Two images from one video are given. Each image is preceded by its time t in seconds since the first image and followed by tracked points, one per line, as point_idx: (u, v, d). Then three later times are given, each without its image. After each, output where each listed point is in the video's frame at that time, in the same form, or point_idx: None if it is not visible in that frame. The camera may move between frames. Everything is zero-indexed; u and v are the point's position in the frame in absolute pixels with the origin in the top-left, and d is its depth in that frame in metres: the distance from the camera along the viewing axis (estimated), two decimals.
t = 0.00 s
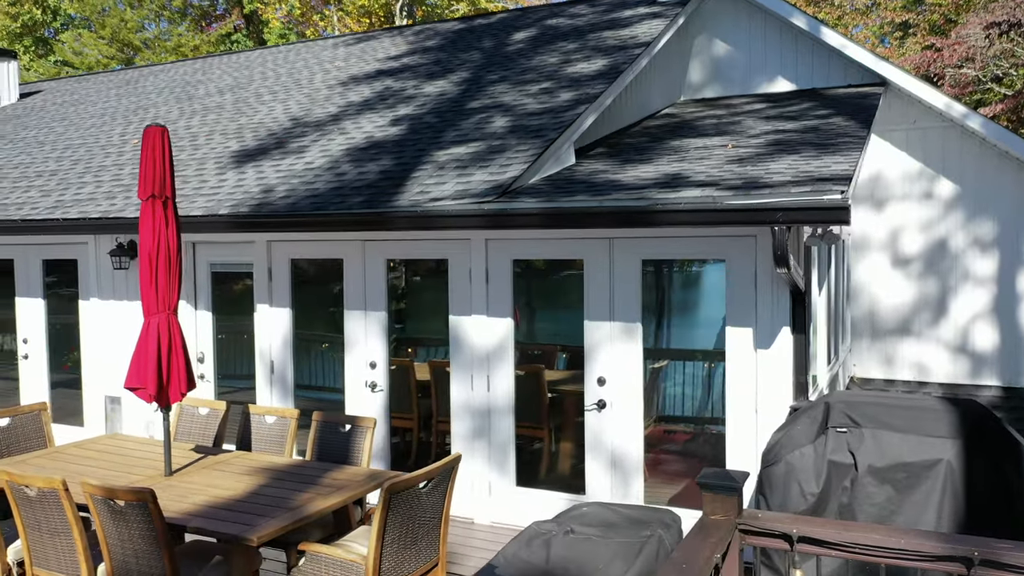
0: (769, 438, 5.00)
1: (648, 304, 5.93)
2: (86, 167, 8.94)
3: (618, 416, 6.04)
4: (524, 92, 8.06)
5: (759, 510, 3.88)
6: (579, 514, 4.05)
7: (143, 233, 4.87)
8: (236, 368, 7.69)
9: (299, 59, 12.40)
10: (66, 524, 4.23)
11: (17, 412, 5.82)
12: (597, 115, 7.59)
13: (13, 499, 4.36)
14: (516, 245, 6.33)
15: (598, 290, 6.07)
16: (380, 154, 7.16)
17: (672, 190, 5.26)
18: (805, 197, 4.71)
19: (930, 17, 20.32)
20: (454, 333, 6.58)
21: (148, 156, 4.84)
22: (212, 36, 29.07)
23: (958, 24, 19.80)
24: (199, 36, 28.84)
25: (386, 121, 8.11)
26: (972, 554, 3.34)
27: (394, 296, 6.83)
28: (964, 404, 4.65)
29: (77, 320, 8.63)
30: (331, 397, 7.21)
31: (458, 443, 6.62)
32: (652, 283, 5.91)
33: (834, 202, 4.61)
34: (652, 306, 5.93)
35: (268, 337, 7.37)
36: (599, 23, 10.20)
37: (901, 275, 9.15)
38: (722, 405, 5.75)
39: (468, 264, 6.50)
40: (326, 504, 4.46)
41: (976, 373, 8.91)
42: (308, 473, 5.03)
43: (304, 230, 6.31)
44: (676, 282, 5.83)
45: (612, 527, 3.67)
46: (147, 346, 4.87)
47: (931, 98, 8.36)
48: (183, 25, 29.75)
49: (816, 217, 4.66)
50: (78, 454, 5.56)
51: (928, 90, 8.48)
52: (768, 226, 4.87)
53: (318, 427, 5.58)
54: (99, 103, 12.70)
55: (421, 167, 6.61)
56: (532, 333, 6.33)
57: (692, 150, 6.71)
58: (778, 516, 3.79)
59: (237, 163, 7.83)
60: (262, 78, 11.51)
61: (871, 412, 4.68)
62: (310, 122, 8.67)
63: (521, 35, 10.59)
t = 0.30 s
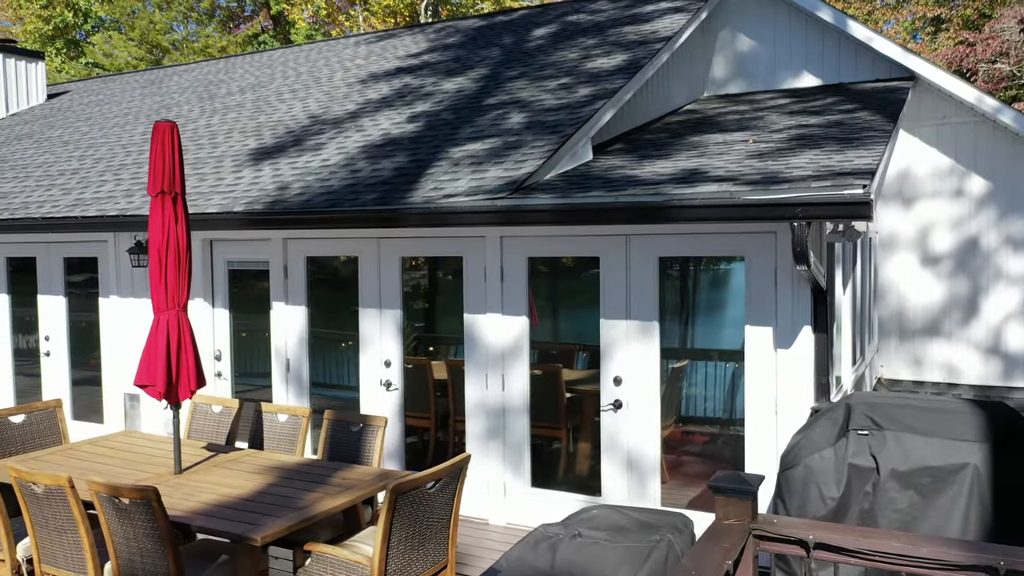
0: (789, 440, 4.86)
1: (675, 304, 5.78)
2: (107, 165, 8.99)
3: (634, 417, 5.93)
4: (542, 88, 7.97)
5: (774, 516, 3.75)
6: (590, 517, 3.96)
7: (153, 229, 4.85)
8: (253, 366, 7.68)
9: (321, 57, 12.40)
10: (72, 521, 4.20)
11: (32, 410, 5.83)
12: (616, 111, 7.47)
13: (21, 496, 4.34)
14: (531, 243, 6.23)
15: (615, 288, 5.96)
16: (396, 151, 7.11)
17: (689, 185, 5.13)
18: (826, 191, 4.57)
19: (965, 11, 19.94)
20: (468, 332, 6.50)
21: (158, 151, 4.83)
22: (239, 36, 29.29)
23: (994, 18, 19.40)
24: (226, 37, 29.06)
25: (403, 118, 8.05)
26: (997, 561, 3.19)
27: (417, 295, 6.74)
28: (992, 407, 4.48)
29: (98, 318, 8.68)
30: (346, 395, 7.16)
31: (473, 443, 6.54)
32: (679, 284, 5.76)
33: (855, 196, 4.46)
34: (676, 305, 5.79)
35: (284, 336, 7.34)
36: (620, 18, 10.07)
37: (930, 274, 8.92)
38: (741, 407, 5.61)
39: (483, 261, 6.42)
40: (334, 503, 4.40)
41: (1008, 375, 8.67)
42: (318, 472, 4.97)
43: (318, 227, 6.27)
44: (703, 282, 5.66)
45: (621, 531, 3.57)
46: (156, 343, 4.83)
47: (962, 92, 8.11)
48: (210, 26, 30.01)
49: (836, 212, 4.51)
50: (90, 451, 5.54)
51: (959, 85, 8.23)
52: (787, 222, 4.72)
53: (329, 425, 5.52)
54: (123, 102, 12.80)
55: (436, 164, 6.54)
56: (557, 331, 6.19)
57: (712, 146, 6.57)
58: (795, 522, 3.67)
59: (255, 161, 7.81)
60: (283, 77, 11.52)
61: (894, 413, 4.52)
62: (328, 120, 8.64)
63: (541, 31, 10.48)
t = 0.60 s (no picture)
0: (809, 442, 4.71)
1: (700, 304, 5.63)
2: (128, 164, 9.04)
3: (651, 418, 5.80)
4: (561, 84, 7.87)
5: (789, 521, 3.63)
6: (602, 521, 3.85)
7: (163, 226, 4.82)
8: (270, 364, 7.66)
9: (342, 56, 12.39)
10: (79, 519, 4.17)
11: (47, 407, 5.84)
12: (634, 106, 7.35)
13: (29, 493, 4.32)
14: (547, 240, 6.13)
15: (631, 286, 5.84)
16: (412, 147, 7.05)
17: (706, 180, 5.01)
18: (847, 185, 4.42)
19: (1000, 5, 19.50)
20: (484, 330, 6.42)
21: (168, 147, 4.80)
22: (265, 37, 29.49)
23: None
24: (253, 37, 29.25)
25: (420, 115, 7.99)
26: None
27: (440, 294, 6.64)
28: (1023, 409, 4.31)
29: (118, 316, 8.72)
30: (361, 394, 7.11)
31: (488, 443, 6.46)
32: (705, 284, 5.61)
33: (877, 190, 4.31)
34: (700, 306, 5.64)
35: (300, 334, 7.32)
36: (641, 13, 9.93)
37: (961, 272, 8.67)
38: (761, 408, 5.47)
39: (499, 259, 6.33)
40: (341, 503, 4.33)
41: None
42: (327, 472, 4.91)
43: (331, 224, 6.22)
44: (731, 282, 5.50)
45: (630, 535, 3.46)
46: (166, 340, 4.81)
47: (994, 86, 7.85)
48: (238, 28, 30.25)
49: (857, 207, 4.36)
50: (103, 449, 5.54)
51: (992, 78, 7.98)
52: (807, 218, 4.58)
53: (341, 425, 5.46)
54: (147, 102, 12.89)
55: (451, 160, 6.46)
56: (583, 330, 6.05)
57: (732, 141, 6.42)
58: (812, 528, 3.54)
59: (272, 158, 7.80)
60: (304, 75, 11.52)
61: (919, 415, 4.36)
62: (346, 117, 8.61)
63: (562, 27, 10.37)
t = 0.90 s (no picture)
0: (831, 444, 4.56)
1: (726, 303, 5.47)
2: (149, 162, 9.07)
3: (669, 418, 5.68)
4: (580, 79, 7.75)
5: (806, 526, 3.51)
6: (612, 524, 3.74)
7: (173, 221, 4.80)
8: (287, 362, 7.63)
9: (363, 54, 12.37)
10: (86, 517, 4.14)
11: (63, 404, 5.85)
12: (654, 101, 7.22)
13: (38, 490, 4.30)
14: (564, 237, 6.03)
15: (649, 284, 5.72)
16: (428, 144, 6.98)
17: (724, 174, 4.88)
18: (869, 179, 4.26)
19: None
20: (500, 328, 6.33)
21: (177, 142, 4.77)
22: (292, 38, 29.66)
23: None
24: (280, 38, 29.40)
25: (438, 112, 7.92)
26: None
27: (465, 292, 6.53)
28: None
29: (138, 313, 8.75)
30: (377, 393, 7.05)
31: (504, 443, 6.37)
32: (731, 283, 5.45)
33: (901, 183, 4.15)
34: (727, 305, 5.48)
35: (316, 332, 7.29)
36: (664, 8, 9.78)
37: (993, 271, 8.42)
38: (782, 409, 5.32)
39: (515, 256, 6.24)
40: (349, 503, 4.26)
41: None
42: (337, 471, 4.85)
43: (345, 221, 6.17)
44: (758, 281, 5.34)
45: (640, 540, 3.35)
46: (176, 338, 4.77)
47: None
48: (264, 29, 30.45)
49: (881, 201, 4.21)
50: (116, 445, 5.53)
51: None
52: (828, 213, 4.44)
53: (353, 423, 5.40)
54: (171, 101, 12.97)
55: (467, 156, 6.38)
56: (609, 329, 5.91)
57: (754, 135, 6.27)
58: (831, 535, 3.40)
59: (289, 156, 7.77)
60: (325, 74, 11.51)
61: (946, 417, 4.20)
62: (364, 115, 8.56)
63: (583, 23, 10.24)
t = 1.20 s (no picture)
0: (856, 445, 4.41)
1: (752, 303, 5.32)
2: (169, 160, 9.10)
3: (689, 418, 5.55)
4: (600, 73, 7.64)
5: (824, 533, 3.41)
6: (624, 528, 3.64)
7: (185, 218, 4.76)
8: (304, 360, 7.60)
9: (385, 52, 12.34)
10: (95, 514, 4.12)
11: (79, 400, 5.86)
12: (675, 95, 7.08)
13: (48, 486, 4.29)
14: (581, 233, 5.92)
15: (668, 281, 5.60)
16: (445, 139, 6.90)
17: (744, 168, 4.75)
18: (895, 171, 4.11)
19: None
20: (517, 325, 6.24)
21: (188, 137, 4.73)
22: (317, 38, 29.79)
23: None
24: (306, 38, 29.54)
25: (456, 108, 7.85)
26: None
27: (488, 292, 6.40)
28: None
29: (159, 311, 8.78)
30: (394, 391, 6.99)
31: (521, 442, 6.28)
32: (758, 282, 5.29)
33: (927, 176, 4.00)
34: (753, 305, 5.32)
35: (333, 330, 7.25)
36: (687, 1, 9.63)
37: None
38: (805, 409, 5.17)
39: (532, 253, 6.14)
40: (359, 502, 4.19)
41: None
42: (348, 469, 4.78)
43: (361, 218, 6.12)
44: (786, 281, 5.19)
45: (654, 544, 3.24)
46: (188, 335, 4.74)
47: None
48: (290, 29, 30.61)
49: (907, 195, 4.06)
50: (131, 442, 5.52)
51: None
52: (852, 206, 4.29)
53: (366, 421, 5.34)
54: (195, 100, 13.05)
55: (483, 151, 6.30)
56: (634, 328, 5.77)
57: (777, 129, 6.12)
58: (850, 540, 3.33)
59: (307, 153, 7.75)
60: (346, 71, 11.49)
61: (976, 418, 4.03)
62: (383, 111, 8.51)
63: (605, 18, 10.12)
